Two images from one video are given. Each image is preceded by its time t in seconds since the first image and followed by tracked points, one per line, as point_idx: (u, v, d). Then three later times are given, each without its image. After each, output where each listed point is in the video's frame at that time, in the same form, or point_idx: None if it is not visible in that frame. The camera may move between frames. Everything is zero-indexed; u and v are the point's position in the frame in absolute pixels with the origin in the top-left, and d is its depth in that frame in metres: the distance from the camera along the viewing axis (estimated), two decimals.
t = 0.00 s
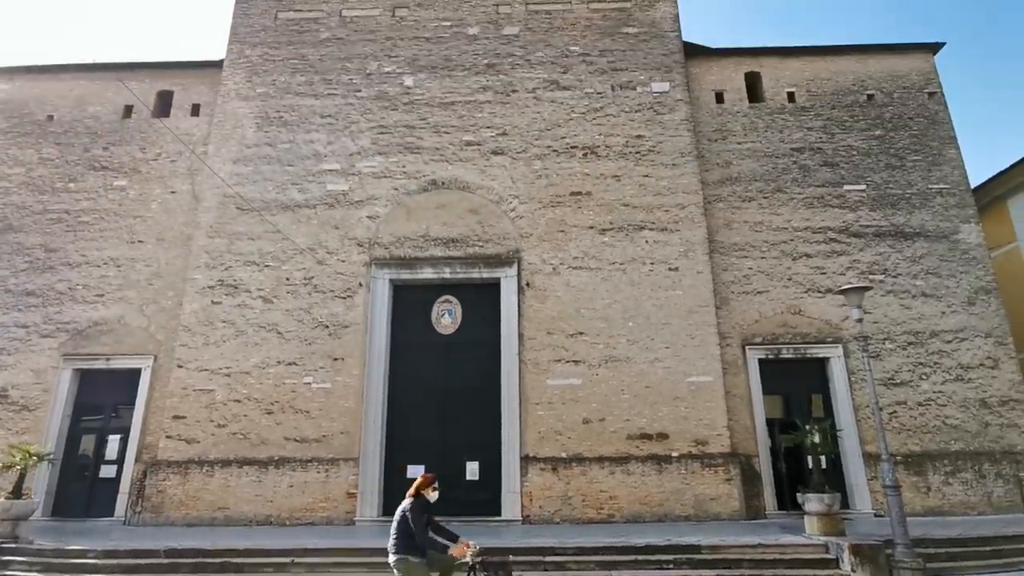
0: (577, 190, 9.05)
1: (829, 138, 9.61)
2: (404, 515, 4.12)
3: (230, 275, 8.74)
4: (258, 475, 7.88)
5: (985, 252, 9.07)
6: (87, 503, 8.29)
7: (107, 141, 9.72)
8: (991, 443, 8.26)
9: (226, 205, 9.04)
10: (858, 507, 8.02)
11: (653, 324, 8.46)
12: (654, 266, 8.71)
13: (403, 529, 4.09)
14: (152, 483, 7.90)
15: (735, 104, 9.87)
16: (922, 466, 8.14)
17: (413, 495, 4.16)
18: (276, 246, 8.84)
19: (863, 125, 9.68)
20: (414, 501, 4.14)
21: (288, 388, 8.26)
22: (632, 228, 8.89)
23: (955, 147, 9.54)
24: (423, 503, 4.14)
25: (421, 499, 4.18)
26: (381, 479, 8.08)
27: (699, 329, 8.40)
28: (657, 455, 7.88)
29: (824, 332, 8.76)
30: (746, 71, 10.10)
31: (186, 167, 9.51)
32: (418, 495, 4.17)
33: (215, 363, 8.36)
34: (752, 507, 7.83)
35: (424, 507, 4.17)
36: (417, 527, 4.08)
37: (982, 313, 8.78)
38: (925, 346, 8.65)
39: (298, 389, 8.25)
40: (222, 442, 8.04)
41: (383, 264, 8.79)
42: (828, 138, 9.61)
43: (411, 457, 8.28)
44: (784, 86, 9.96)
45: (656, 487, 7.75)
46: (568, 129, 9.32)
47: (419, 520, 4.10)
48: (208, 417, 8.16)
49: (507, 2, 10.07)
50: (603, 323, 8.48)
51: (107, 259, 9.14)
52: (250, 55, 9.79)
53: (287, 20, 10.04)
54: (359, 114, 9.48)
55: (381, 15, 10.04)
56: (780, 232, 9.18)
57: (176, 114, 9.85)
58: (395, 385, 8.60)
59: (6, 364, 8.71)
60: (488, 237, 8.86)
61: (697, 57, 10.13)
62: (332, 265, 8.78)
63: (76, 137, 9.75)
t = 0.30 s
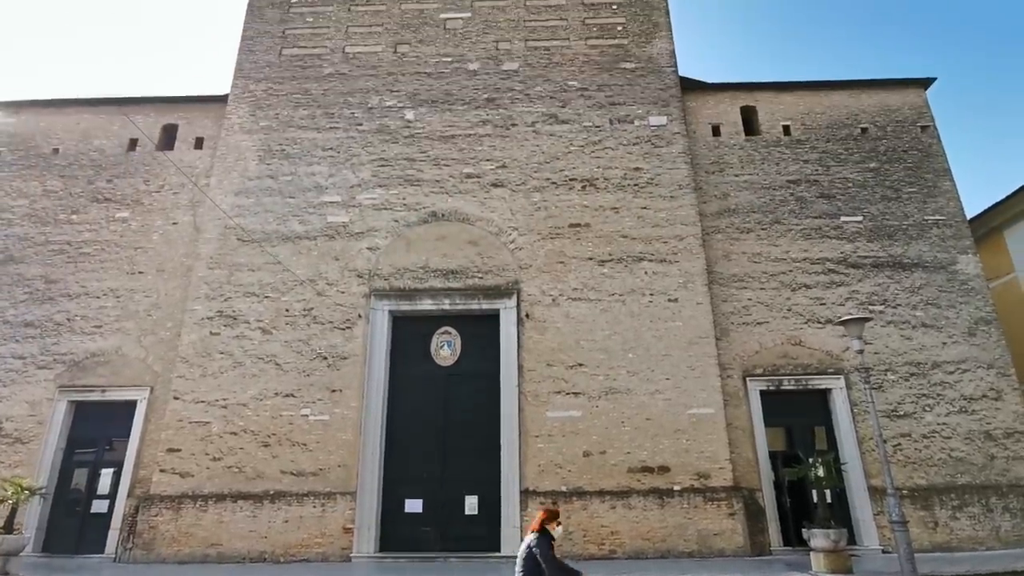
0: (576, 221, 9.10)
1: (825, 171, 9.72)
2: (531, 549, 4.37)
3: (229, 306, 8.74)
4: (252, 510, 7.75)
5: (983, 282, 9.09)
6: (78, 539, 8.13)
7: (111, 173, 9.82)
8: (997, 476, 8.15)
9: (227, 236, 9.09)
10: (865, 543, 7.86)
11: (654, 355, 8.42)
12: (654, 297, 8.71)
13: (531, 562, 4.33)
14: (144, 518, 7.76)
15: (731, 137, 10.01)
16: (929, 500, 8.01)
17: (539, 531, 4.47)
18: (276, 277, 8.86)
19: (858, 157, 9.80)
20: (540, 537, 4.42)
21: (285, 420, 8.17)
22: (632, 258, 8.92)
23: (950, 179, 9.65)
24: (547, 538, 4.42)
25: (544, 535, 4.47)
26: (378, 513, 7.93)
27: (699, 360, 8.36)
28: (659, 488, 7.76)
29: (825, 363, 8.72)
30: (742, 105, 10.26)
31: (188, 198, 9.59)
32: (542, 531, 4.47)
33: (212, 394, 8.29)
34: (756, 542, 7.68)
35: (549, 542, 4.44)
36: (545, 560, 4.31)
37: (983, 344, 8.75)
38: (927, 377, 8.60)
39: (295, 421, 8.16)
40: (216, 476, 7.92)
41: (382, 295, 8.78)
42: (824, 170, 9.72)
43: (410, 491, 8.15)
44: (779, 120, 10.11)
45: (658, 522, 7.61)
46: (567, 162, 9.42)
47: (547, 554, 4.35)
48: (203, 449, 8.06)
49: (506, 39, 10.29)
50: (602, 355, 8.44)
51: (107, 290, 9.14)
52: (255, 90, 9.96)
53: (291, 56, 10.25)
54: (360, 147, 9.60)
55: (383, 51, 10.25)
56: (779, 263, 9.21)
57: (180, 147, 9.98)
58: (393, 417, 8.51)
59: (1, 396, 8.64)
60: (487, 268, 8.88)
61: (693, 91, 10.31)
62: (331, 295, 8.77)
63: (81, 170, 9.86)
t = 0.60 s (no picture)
0: (575, 246, 9.14)
1: (821, 196, 9.80)
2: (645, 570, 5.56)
3: (228, 330, 8.72)
4: (247, 539, 7.63)
5: (982, 306, 9.11)
6: (68, 569, 7.98)
7: (113, 198, 9.89)
8: (1002, 501, 8.06)
9: (227, 261, 9.11)
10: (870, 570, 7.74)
11: (653, 380, 8.38)
12: (653, 321, 8.71)
13: None
14: (137, 547, 7.63)
15: (728, 162, 10.11)
16: (934, 527, 7.91)
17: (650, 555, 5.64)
18: (275, 302, 8.86)
19: (854, 182, 9.89)
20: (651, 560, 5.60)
21: (282, 446, 8.09)
22: (630, 282, 8.93)
23: (945, 203, 9.73)
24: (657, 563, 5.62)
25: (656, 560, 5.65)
26: (375, 541, 7.81)
27: (699, 384, 8.33)
28: (661, 515, 7.66)
29: (825, 387, 8.69)
30: (738, 130, 10.38)
31: (188, 224, 9.64)
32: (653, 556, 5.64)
33: (208, 420, 8.22)
34: (759, 570, 7.55)
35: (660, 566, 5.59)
36: None
37: (984, 367, 8.73)
38: (929, 401, 8.56)
39: (293, 447, 8.08)
40: (212, 503, 7.81)
41: (381, 320, 8.77)
42: (820, 195, 9.80)
43: (408, 518, 8.04)
44: (775, 146, 10.23)
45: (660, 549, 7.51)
46: (565, 187, 9.50)
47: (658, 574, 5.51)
48: (199, 476, 7.96)
49: (505, 67, 10.45)
50: (602, 379, 8.40)
51: (105, 315, 9.13)
52: (256, 117, 10.08)
53: (293, 84, 10.39)
54: (360, 173, 9.68)
55: (383, 78, 10.40)
56: (777, 287, 9.23)
57: (182, 173, 10.07)
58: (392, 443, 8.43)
59: None
60: (486, 293, 8.89)
61: (689, 118, 10.44)
62: (330, 320, 8.76)
63: (82, 195, 9.92)
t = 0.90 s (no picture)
0: (575, 276, 9.17)
1: (819, 225, 9.87)
2: None
3: (228, 361, 8.70)
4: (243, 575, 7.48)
5: (983, 335, 9.10)
6: None
7: (116, 230, 9.96)
8: (1012, 534, 7.91)
9: (228, 292, 9.14)
10: None
11: (655, 410, 8.32)
12: (654, 351, 8.69)
13: None
14: None
15: (726, 193, 10.20)
16: (944, 560, 7.75)
17: None
18: (276, 333, 8.85)
19: (851, 212, 9.97)
20: None
21: (280, 479, 7.98)
22: (631, 312, 8.94)
23: (943, 233, 9.79)
24: None
25: None
26: None
27: (701, 415, 8.26)
28: (665, 549, 7.52)
29: (829, 418, 8.62)
30: (735, 162, 10.50)
31: (190, 255, 9.69)
32: None
33: (206, 453, 8.14)
34: None
35: None
36: None
37: (988, 396, 8.68)
38: (934, 432, 8.48)
39: (291, 480, 7.98)
40: (207, 539, 7.68)
41: (381, 351, 8.75)
42: (819, 225, 9.87)
43: (407, 553, 7.90)
44: (772, 176, 10.34)
45: None
46: (565, 218, 9.57)
47: None
48: (195, 511, 7.84)
49: (505, 100, 10.63)
50: (604, 410, 8.34)
51: (105, 346, 9.13)
52: (260, 150, 10.23)
53: (296, 117, 10.56)
54: (362, 204, 9.77)
55: (386, 112, 10.58)
56: (778, 316, 9.23)
57: (185, 205, 10.16)
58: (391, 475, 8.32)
59: None
60: (487, 323, 8.88)
61: (687, 149, 10.58)
62: (330, 351, 8.74)
63: (86, 227, 10.00)
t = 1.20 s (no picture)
0: (576, 301, 9.18)
1: (819, 250, 9.91)
2: None
3: (228, 388, 8.67)
4: None
5: (986, 358, 9.07)
6: None
7: (119, 257, 10.01)
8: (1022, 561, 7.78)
9: (229, 318, 9.14)
10: None
11: (658, 436, 8.26)
12: (656, 376, 8.66)
13: None
14: None
15: (725, 218, 10.27)
16: None
17: None
18: (276, 359, 8.84)
19: (850, 236, 10.02)
20: None
21: (279, 508, 7.89)
22: (632, 337, 8.93)
23: (942, 257, 9.82)
24: None
25: None
26: None
27: (704, 441, 8.20)
28: None
29: (833, 443, 8.55)
30: (734, 187, 10.59)
31: (192, 282, 9.72)
32: None
33: (205, 481, 8.06)
34: None
35: None
36: None
37: (993, 421, 8.62)
38: (940, 457, 8.40)
39: (290, 508, 7.89)
40: (204, 569, 7.56)
41: (382, 377, 8.72)
42: (818, 249, 9.91)
43: None
44: (771, 202, 10.41)
45: None
46: (566, 243, 9.62)
47: None
48: (192, 540, 7.73)
49: (506, 128, 10.77)
50: (605, 436, 8.28)
51: (105, 373, 9.11)
52: (263, 177, 10.32)
53: (299, 145, 10.69)
54: (363, 230, 9.83)
55: (388, 139, 10.71)
56: (779, 340, 9.22)
57: (188, 232, 10.23)
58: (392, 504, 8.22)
59: None
60: (488, 348, 8.87)
61: (687, 175, 10.67)
62: (331, 377, 8.71)
63: (89, 254, 10.06)
